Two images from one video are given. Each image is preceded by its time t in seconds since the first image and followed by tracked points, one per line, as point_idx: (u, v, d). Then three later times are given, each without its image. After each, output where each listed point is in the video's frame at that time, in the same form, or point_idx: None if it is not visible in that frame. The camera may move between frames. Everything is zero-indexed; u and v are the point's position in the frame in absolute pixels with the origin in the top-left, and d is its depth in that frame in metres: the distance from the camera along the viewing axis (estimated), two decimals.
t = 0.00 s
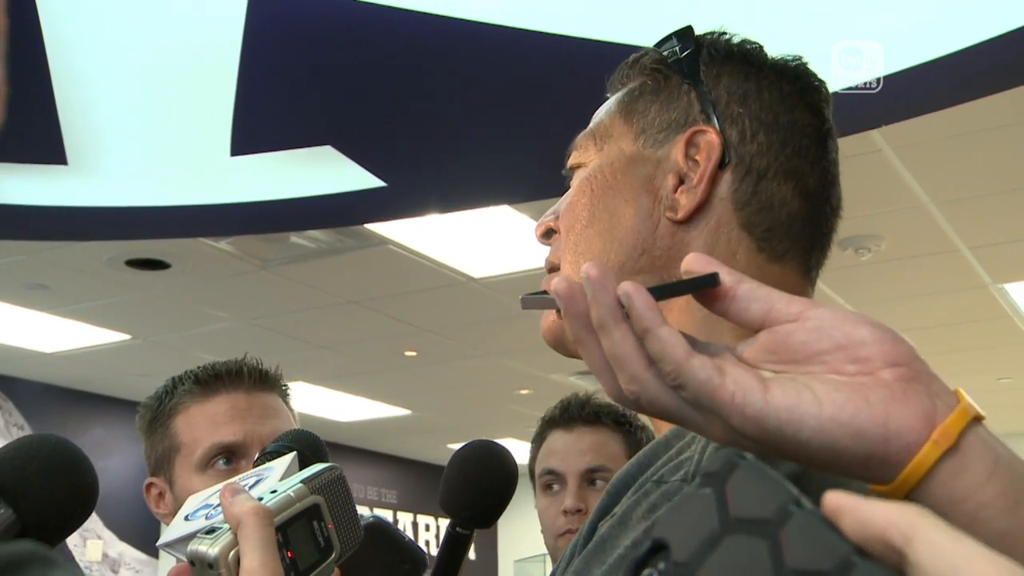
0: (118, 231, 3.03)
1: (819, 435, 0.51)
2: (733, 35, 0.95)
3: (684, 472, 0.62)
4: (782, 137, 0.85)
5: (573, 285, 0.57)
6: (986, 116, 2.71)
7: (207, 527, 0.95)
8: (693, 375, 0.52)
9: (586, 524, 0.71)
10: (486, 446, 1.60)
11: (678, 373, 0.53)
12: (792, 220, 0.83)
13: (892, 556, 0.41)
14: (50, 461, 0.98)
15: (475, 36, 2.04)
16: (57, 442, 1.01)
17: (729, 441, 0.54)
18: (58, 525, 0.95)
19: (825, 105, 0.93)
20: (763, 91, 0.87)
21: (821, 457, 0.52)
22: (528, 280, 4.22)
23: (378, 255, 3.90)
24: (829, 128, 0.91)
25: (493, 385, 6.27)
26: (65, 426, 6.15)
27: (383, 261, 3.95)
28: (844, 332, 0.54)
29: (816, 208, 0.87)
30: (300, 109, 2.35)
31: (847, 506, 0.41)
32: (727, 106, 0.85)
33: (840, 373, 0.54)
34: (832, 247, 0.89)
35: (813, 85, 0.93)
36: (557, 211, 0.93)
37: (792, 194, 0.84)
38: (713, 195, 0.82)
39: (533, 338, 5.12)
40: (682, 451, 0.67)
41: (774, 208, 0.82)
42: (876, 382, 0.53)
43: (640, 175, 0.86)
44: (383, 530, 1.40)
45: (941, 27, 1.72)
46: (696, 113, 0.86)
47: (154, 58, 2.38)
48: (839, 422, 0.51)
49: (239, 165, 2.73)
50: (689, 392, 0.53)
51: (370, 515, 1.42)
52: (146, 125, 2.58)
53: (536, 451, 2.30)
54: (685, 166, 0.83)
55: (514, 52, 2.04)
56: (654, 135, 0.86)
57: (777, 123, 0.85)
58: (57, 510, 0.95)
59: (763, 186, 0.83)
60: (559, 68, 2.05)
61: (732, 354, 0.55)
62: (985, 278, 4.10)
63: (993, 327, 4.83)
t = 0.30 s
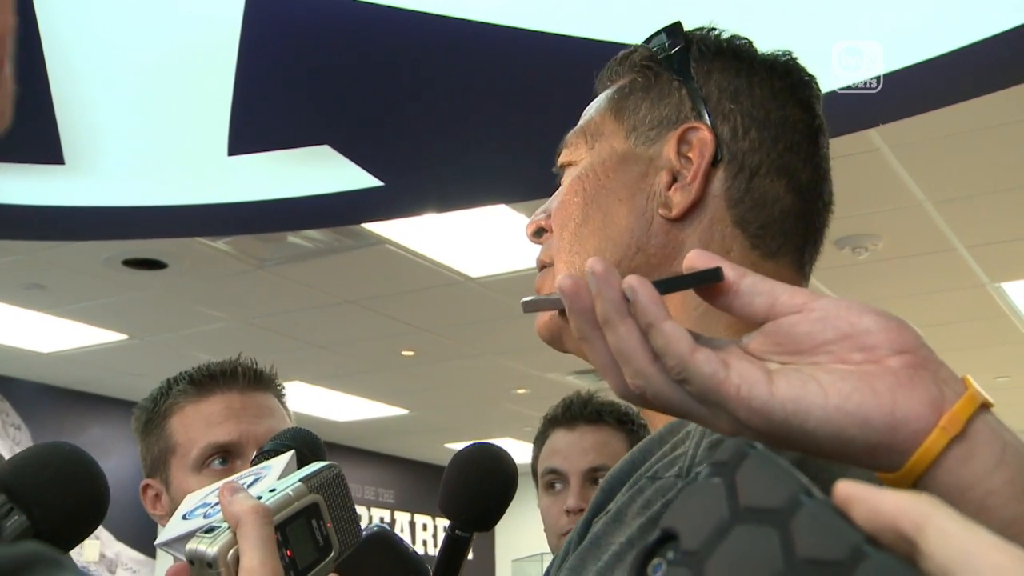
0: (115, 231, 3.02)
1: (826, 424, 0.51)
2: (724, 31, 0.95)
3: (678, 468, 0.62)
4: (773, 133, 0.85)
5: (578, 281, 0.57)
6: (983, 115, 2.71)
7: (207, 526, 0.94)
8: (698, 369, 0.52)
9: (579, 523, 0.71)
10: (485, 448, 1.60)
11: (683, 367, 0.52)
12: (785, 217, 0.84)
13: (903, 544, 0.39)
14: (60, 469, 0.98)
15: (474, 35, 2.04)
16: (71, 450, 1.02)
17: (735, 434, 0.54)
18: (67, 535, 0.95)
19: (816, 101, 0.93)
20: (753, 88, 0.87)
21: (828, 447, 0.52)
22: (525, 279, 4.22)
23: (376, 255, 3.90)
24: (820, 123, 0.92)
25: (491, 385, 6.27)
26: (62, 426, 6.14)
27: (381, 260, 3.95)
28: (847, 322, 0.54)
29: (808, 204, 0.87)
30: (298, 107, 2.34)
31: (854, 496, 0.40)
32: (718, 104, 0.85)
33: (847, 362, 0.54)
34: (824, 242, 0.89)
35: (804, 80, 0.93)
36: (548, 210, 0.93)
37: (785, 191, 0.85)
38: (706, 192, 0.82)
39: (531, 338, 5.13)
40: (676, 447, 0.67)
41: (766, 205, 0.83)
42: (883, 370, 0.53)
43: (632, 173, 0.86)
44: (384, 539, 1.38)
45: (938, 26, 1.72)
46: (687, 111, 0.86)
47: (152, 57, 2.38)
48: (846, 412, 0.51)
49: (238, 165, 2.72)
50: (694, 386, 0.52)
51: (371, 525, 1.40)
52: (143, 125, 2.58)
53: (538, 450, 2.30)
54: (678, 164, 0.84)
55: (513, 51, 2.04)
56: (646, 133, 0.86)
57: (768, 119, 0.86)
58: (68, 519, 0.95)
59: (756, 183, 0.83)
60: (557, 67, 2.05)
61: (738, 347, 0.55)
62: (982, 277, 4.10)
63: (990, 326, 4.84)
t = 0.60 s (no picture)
0: (113, 231, 3.02)
1: (828, 441, 0.51)
2: (731, 33, 0.95)
3: (678, 462, 0.62)
4: (781, 135, 0.86)
5: (574, 297, 0.57)
6: (981, 116, 2.71)
7: (204, 524, 0.95)
8: (698, 390, 0.53)
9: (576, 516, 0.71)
10: (483, 447, 1.60)
11: (683, 387, 0.53)
12: (791, 219, 0.84)
13: (892, 545, 0.40)
14: (69, 463, 0.98)
15: (473, 36, 2.04)
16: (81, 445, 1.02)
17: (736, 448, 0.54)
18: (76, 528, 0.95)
19: (823, 104, 0.93)
20: (761, 90, 0.87)
21: (828, 461, 0.52)
22: (523, 280, 4.22)
23: (374, 255, 3.89)
24: (826, 127, 0.92)
25: (489, 385, 6.27)
26: (60, 426, 6.14)
27: (379, 261, 3.95)
28: (847, 335, 0.54)
29: (814, 207, 0.87)
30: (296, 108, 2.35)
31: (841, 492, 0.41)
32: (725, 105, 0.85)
33: (846, 376, 0.54)
34: (829, 245, 0.89)
35: (811, 83, 0.94)
36: (553, 209, 0.93)
37: (791, 193, 0.85)
38: (713, 193, 0.83)
39: (529, 338, 5.12)
40: (675, 441, 0.68)
41: (773, 207, 0.83)
42: (883, 384, 0.53)
43: (639, 173, 0.86)
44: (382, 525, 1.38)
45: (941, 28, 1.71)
46: (694, 111, 0.86)
47: (150, 57, 2.38)
48: (847, 427, 0.51)
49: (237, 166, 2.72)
50: (694, 407, 0.54)
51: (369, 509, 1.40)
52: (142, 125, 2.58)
53: (537, 451, 2.30)
54: (686, 164, 0.84)
55: (512, 52, 2.04)
56: (653, 133, 0.87)
57: (776, 121, 0.86)
58: (76, 513, 0.95)
59: (763, 185, 0.83)
60: (555, 69, 2.05)
61: (736, 367, 0.55)
62: (980, 278, 4.10)
63: (988, 326, 4.84)
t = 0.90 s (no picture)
0: (112, 232, 3.01)
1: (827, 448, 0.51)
2: (729, 36, 0.95)
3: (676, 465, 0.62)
4: (777, 138, 0.86)
5: (575, 302, 0.57)
6: (981, 117, 2.71)
7: (200, 520, 0.95)
8: (698, 397, 0.53)
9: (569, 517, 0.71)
10: (478, 448, 1.59)
11: (682, 395, 0.53)
12: (787, 221, 0.84)
13: (870, 508, 0.40)
14: (68, 458, 0.97)
15: (473, 38, 2.04)
16: (80, 439, 1.01)
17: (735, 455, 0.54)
18: (76, 523, 0.94)
19: (819, 107, 0.94)
20: (758, 93, 0.87)
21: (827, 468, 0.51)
22: (523, 282, 4.21)
23: (373, 257, 3.89)
24: (822, 130, 0.92)
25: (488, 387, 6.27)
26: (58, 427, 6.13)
27: (378, 263, 3.95)
28: (848, 342, 0.54)
29: (811, 210, 0.88)
30: (296, 112, 2.35)
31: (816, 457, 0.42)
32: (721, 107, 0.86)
33: (847, 383, 0.54)
34: (824, 247, 0.90)
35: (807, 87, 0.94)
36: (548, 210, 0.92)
37: (787, 196, 0.85)
38: (710, 195, 0.83)
39: (528, 340, 5.12)
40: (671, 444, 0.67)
41: (768, 210, 0.83)
42: (884, 392, 0.53)
43: (636, 175, 0.85)
44: (379, 533, 1.39)
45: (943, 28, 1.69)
46: (691, 113, 0.86)
47: (150, 58, 2.38)
48: (847, 435, 0.51)
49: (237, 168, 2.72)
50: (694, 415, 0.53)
51: (366, 517, 1.41)
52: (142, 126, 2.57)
53: (535, 453, 2.30)
54: (682, 166, 0.84)
55: (511, 53, 2.04)
56: (650, 135, 0.87)
57: (772, 124, 0.86)
58: (76, 508, 0.94)
59: (759, 187, 0.84)
60: (554, 72, 2.05)
61: (736, 373, 0.55)
62: (978, 280, 4.11)
63: (987, 329, 4.84)
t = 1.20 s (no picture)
0: (112, 236, 3.01)
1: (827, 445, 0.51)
2: (723, 42, 0.97)
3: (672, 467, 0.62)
4: (779, 146, 0.88)
5: (588, 301, 0.57)
6: (982, 118, 2.70)
7: (198, 523, 0.95)
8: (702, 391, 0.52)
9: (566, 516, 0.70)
10: (477, 445, 1.61)
11: (687, 388, 0.53)
12: (788, 228, 0.86)
13: (897, 492, 0.42)
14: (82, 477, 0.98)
15: (474, 41, 2.04)
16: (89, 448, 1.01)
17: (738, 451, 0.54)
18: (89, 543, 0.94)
19: (811, 117, 0.96)
20: (759, 101, 0.89)
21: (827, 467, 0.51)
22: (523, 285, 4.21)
23: (373, 260, 3.89)
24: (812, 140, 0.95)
25: (488, 390, 6.26)
26: (58, 430, 6.13)
27: (378, 265, 3.95)
28: (855, 338, 0.53)
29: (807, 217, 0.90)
30: (298, 116, 2.35)
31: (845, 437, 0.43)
32: (725, 113, 0.87)
33: (851, 379, 0.54)
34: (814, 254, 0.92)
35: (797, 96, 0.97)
36: (537, 208, 0.91)
37: (787, 203, 0.87)
38: (717, 201, 0.84)
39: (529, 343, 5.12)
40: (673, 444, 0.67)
41: (772, 217, 0.85)
42: (886, 389, 0.53)
43: (640, 177, 0.85)
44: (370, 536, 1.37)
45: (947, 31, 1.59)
46: (696, 117, 0.86)
47: (149, 60, 2.39)
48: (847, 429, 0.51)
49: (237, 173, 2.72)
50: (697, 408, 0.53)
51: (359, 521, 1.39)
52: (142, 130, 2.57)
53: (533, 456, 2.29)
54: (688, 171, 0.84)
55: (510, 57, 2.04)
56: (652, 137, 0.87)
57: (773, 131, 0.88)
58: (89, 528, 0.94)
59: (763, 194, 0.85)
60: (552, 76, 2.04)
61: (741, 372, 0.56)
62: (979, 282, 4.10)
63: (987, 331, 4.84)
